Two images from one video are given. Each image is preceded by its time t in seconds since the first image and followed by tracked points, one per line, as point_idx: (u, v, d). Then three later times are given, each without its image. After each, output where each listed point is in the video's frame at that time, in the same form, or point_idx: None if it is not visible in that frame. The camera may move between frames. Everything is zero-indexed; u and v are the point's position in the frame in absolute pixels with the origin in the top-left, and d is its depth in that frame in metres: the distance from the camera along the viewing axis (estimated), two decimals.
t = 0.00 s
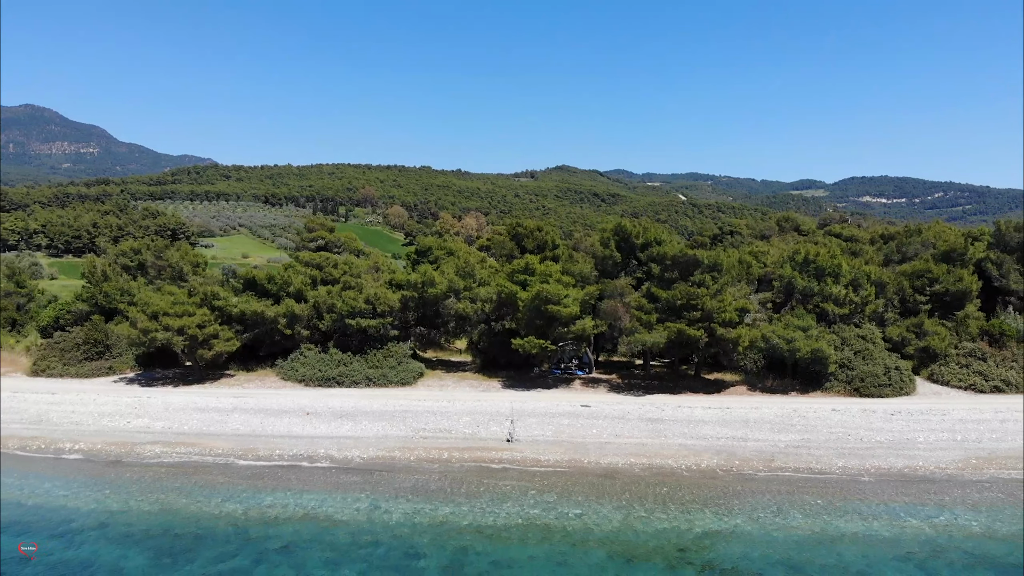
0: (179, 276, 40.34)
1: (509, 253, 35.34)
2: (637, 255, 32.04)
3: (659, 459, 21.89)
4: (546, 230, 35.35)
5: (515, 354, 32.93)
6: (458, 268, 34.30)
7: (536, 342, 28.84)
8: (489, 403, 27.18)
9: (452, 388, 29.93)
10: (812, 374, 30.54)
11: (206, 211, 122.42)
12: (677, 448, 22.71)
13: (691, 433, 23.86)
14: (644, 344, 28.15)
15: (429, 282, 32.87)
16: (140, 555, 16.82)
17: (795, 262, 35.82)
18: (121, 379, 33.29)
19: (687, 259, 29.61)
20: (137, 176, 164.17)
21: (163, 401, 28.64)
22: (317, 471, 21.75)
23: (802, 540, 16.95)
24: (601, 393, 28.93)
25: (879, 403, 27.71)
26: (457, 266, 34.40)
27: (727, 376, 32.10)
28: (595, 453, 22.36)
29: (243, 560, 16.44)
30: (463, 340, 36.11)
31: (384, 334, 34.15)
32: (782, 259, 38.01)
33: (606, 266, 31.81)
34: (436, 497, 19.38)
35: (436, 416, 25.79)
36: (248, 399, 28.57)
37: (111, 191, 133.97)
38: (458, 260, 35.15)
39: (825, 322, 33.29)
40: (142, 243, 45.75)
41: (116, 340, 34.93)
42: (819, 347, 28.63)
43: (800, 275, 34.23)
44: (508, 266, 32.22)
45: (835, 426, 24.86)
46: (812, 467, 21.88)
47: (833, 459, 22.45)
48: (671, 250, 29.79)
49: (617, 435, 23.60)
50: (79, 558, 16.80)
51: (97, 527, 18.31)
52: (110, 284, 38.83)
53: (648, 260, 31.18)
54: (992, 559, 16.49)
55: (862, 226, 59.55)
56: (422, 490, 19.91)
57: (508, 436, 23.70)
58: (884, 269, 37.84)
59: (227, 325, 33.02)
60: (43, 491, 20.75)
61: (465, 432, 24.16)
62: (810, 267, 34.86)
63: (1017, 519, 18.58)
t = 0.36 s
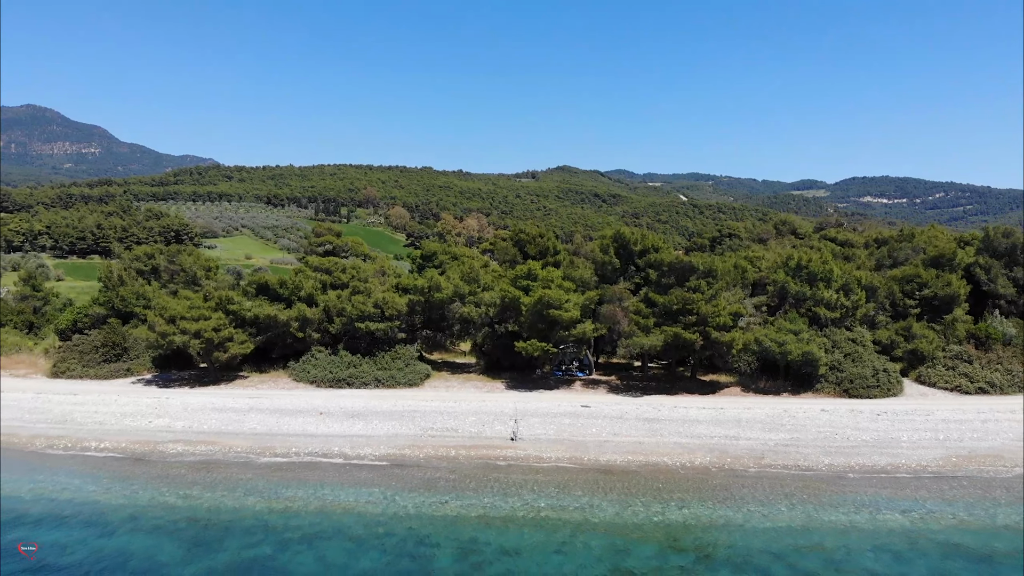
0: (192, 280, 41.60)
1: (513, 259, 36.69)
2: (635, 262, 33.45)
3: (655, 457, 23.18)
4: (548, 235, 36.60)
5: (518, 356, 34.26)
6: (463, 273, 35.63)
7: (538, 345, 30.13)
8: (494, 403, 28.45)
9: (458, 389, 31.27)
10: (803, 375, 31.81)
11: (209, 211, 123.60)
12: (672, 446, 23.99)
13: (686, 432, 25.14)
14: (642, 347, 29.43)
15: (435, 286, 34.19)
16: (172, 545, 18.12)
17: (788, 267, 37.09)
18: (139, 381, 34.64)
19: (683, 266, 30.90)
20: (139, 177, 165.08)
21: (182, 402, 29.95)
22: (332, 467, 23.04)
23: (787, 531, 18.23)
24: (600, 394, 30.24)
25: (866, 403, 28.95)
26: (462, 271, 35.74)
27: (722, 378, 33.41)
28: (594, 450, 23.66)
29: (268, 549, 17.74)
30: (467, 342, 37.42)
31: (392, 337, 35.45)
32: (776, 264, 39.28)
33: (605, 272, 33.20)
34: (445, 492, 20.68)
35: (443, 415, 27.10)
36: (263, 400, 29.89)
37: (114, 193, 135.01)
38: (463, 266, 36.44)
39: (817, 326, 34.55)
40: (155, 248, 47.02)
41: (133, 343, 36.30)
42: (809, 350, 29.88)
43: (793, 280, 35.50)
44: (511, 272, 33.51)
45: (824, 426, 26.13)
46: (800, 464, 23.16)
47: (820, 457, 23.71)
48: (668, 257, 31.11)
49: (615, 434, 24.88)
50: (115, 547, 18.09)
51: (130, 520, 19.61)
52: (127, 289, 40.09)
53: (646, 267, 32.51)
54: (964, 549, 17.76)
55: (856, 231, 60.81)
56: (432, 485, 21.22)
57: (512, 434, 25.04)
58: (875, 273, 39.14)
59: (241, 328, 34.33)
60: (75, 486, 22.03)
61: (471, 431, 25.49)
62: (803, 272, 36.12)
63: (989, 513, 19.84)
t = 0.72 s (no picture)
0: (206, 285, 43.05)
1: (516, 264, 38.15)
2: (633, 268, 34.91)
3: (651, 454, 24.60)
4: (549, 242, 38.06)
5: (521, 358, 35.74)
6: (468, 278, 37.08)
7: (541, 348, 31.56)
8: (499, 404, 29.87)
9: (464, 390, 32.73)
10: (794, 377, 33.25)
11: (213, 213, 125.18)
12: (668, 444, 25.41)
13: (681, 431, 26.56)
14: (640, 350, 30.86)
15: (441, 291, 35.61)
16: (203, 534, 19.58)
17: (782, 272, 38.49)
18: (158, 382, 36.13)
19: (679, 272, 32.33)
20: (142, 178, 165.89)
21: (201, 402, 31.42)
22: (347, 464, 24.50)
23: (773, 523, 19.63)
24: (600, 394, 31.68)
25: (854, 404, 30.34)
26: (467, 276, 37.19)
27: (717, 379, 34.85)
28: (594, 448, 25.08)
29: (292, 539, 19.18)
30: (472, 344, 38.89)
31: (400, 340, 36.87)
32: (770, 269, 40.67)
33: (605, 278, 34.66)
34: (455, 487, 22.12)
35: (450, 415, 28.54)
36: (279, 400, 31.35)
37: (118, 195, 136.14)
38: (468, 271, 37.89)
39: (808, 329, 35.96)
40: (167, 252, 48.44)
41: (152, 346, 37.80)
42: (800, 353, 31.28)
43: (786, 284, 36.89)
44: (514, 278, 34.94)
45: (812, 425, 27.53)
46: (787, 461, 24.57)
47: (807, 455, 25.10)
48: (664, 264, 32.55)
49: (614, 433, 26.31)
50: (150, 537, 19.51)
51: (161, 513, 21.04)
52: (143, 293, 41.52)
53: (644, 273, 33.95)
54: (937, 539, 19.14)
55: (851, 236, 62.14)
56: (442, 480, 22.65)
57: (516, 433, 26.47)
58: (865, 278, 40.57)
59: (256, 332, 35.78)
60: (108, 482, 23.50)
61: (478, 430, 26.92)
62: (795, 277, 37.48)
63: (963, 506, 21.25)
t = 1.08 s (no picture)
0: (220, 289, 44.54)
1: (519, 270, 39.62)
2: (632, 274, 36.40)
3: (648, 452, 26.04)
4: (551, 248, 39.53)
5: (524, 360, 37.22)
6: (473, 283, 38.55)
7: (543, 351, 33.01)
8: (504, 404, 31.33)
9: (470, 391, 34.21)
10: (786, 379, 34.70)
11: (216, 214, 126.70)
12: (663, 443, 26.87)
13: (676, 430, 28.01)
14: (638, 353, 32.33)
15: (447, 296, 37.09)
16: (229, 526, 21.05)
17: (775, 278, 39.90)
18: (176, 383, 37.65)
19: (675, 279, 33.78)
20: (144, 179, 166.73)
21: (218, 403, 32.91)
22: (360, 461, 25.99)
23: (760, 516, 21.05)
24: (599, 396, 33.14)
25: (842, 405, 31.78)
26: (472, 282, 38.65)
27: (712, 380, 36.32)
28: (594, 447, 26.52)
29: (312, 530, 20.65)
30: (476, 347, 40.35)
31: (407, 343, 38.28)
32: (764, 274, 42.11)
33: (604, 284, 36.11)
34: (462, 482, 23.59)
35: (457, 415, 30.01)
36: (293, 401, 32.83)
37: (120, 195, 137.53)
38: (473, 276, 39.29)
39: (800, 332, 37.39)
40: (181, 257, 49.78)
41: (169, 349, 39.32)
42: (791, 356, 32.70)
43: (779, 289, 38.33)
44: (517, 283, 36.38)
45: (801, 425, 28.97)
46: (776, 459, 26.00)
47: (795, 453, 26.53)
48: (661, 270, 34.00)
49: (613, 432, 27.76)
50: (180, 529, 20.98)
51: (188, 506, 22.51)
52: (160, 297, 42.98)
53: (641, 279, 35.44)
54: (913, 531, 20.55)
55: (846, 240, 63.45)
56: (450, 476, 24.12)
57: (520, 432, 27.93)
58: (856, 283, 42.02)
59: (269, 335, 37.25)
60: (136, 477, 25.00)
61: (484, 429, 28.38)
62: (788, 282, 38.88)
63: (939, 501, 22.70)
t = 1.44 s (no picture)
0: (231, 292, 45.77)
1: (521, 274, 40.91)
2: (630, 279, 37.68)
3: (644, 450, 27.34)
4: (552, 253, 40.82)
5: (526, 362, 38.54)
6: (476, 287, 39.83)
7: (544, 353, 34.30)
8: (507, 404, 32.63)
9: (474, 391, 35.51)
10: (779, 380, 35.99)
11: (219, 215, 128.02)
12: (659, 441, 28.17)
13: (672, 429, 29.30)
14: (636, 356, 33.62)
15: (452, 300, 38.39)
16: (250, 519, 22.38)
17: (770, 282, 41.15)
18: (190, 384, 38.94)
19: (672, 283, 35.04)
20: (146, 180, 168.00)
21: (233, 403, 34.24)
22: (371, 459, 27.31)
23: (749, 510, 22.35)
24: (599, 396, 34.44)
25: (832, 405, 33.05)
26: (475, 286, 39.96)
27: (707, 381, 37.64)
28: (593, 445, 27.82)
29: (327, 523, 21.97)
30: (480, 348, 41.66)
31: (413, 345, 39.59)
32: (759, 278, 43.37)
33: (604, 289, 37.39)
34: (468, 478, 24.90)
35: (462, 415, 31.33)
36: (304, 401, 34.15)
37: (123, 195, 138.89)
38: (476, 281, 40.60)
39: (794, 335, 38.65)
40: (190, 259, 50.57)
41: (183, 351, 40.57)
42: (784, 358, 33.97)
43: (773, 293, 39.59)
44: (520, 287, 37.67)
45: (792, 424, 30.25)
46: (767, 456, 27.29)
47: (785, 451, 27.82)
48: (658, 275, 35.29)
49: (611, 431, 29.06)
50: (203, 521, 22.30)
51: (210, 501, 23.83)
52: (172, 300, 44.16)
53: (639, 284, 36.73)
54: (893, 524, 21.84)
55: (842, 243, 64.70)
56: (457, 473, 25.43)
57: (522, 431, 29.22)
58: (848, 287, 43.29)
59: (280, 337, 38.55)
60: (158, 474, 26.33)
61: (488, 428, 29.68)
62: (782, 286, 40.12)
63: (919, 496, 23.99)
